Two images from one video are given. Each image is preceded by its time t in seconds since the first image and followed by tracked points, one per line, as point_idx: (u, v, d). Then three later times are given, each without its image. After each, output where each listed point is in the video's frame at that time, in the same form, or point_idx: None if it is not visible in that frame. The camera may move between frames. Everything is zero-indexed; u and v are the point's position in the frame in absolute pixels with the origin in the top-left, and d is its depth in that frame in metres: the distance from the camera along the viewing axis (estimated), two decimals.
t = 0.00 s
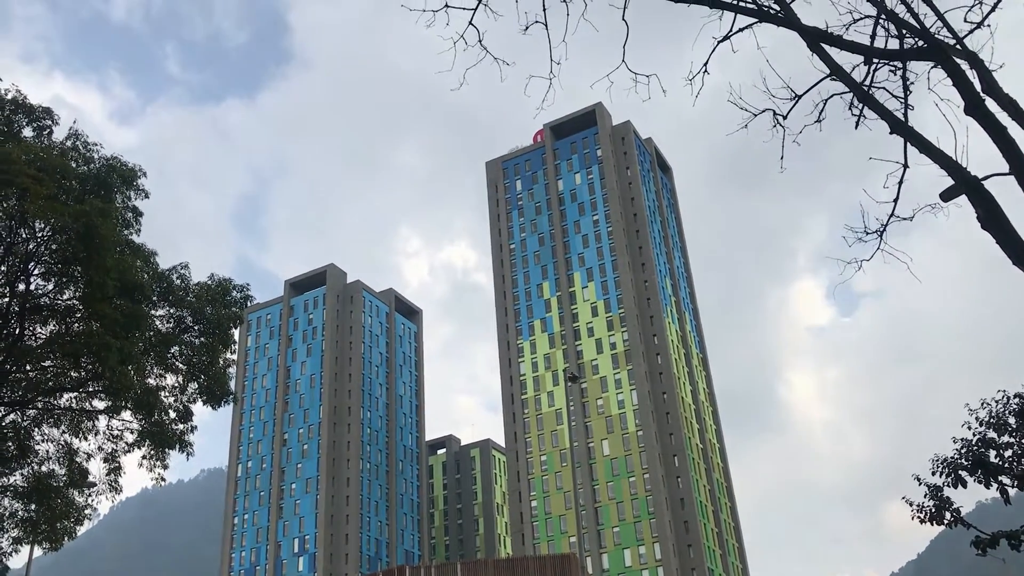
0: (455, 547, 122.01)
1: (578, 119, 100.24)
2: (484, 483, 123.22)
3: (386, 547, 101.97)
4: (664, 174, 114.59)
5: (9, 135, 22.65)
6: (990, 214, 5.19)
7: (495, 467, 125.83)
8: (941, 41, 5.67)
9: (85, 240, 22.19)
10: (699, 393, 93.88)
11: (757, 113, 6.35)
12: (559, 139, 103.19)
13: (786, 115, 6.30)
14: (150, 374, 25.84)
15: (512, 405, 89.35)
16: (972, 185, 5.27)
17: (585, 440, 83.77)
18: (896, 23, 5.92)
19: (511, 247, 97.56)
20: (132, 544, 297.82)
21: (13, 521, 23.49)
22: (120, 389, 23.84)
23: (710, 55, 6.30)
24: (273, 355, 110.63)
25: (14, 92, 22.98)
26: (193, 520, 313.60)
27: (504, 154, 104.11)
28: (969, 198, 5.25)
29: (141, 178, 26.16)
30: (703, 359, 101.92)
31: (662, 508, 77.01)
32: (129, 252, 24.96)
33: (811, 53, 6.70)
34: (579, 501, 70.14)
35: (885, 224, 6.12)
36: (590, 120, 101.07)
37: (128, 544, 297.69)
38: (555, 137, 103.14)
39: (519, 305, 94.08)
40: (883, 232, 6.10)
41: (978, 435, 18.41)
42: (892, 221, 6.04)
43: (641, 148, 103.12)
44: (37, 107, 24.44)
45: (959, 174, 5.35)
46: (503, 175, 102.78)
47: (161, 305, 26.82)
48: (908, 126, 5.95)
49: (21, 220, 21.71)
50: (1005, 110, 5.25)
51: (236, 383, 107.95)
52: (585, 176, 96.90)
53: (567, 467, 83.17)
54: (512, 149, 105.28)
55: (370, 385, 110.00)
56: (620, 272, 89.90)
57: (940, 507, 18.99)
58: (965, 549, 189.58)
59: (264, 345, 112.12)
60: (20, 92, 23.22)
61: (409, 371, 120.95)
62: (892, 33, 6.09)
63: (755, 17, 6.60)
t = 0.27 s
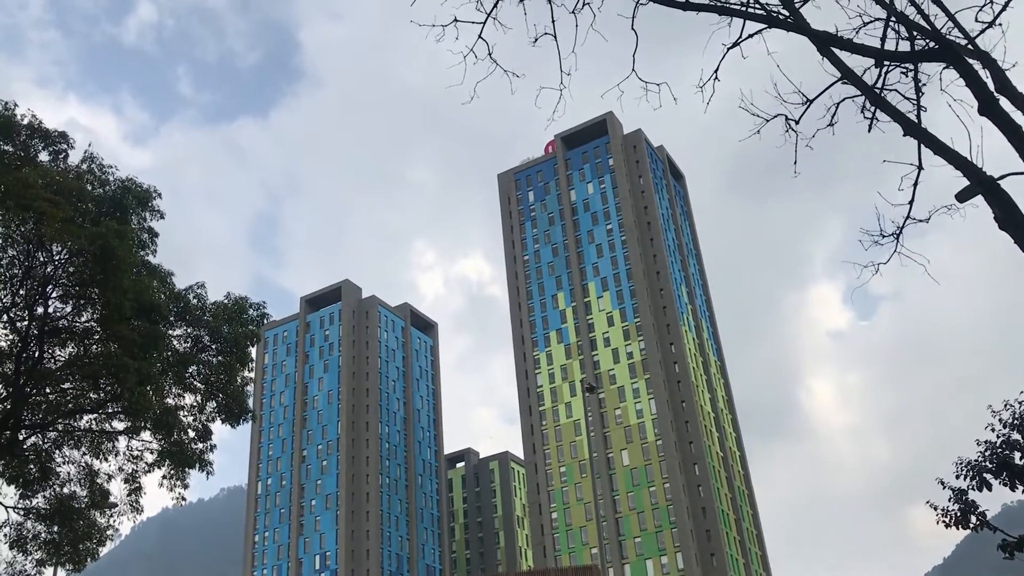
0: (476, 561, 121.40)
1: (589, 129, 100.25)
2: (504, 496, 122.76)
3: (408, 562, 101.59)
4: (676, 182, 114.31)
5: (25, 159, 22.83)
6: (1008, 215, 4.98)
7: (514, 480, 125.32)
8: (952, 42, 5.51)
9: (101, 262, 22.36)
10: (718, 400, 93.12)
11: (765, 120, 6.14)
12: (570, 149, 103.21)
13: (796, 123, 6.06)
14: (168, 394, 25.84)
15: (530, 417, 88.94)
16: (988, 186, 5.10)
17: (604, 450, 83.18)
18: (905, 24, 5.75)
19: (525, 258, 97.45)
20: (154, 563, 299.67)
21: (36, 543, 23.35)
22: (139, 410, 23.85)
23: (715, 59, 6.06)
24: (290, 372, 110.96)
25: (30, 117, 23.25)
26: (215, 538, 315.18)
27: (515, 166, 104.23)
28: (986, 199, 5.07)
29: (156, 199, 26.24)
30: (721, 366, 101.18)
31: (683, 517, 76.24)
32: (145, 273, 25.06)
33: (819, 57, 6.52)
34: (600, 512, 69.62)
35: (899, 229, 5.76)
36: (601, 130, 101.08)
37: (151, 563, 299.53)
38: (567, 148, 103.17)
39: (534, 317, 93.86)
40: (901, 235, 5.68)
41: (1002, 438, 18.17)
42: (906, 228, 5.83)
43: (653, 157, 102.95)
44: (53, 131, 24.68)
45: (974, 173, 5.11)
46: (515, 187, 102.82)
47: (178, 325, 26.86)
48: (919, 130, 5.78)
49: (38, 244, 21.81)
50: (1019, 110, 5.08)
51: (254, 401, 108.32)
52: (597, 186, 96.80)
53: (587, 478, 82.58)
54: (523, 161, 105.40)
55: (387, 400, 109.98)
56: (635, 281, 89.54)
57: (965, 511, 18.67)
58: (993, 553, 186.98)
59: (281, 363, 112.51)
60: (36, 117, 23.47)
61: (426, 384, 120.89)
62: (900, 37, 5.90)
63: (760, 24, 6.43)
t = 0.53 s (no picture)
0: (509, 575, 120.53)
1: (609, 139, 100.01)
2: (535, 509, 121.93)
3: None
4: (699, 189, 113.53)
5: (54, 189, 23.08)
6: None
7: (545, 493, 124.51)
8: (973, 42, 5.70)
9: (132, 287, 22.50)
10: (748, 408, 91.82)
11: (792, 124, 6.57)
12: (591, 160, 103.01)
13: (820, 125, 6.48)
14: (200, 416, 25.88)
15: (559, 429, 88.30)
16: (1015, 183, 5.30)
17: (634, 461, 82.24)
18: (927, 27, 5.97)
19: (549, 270, 97.15)
20: None
21: (74, 567, 23.37)
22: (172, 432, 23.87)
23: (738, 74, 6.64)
24: (319, 391, 111.48)
25: (58, 146, 23.49)
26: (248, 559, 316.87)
27: (537, 179, 104.22)
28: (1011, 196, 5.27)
29: (184, 223, 26.37)
30: (750, 373, 99.87)
31: (716, 526, 75.05)
32: (175, 297, 25.19)
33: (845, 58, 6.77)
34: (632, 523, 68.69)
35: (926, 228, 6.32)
36: (621, 140, 100.82)
37: None
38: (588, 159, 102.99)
39: (560, 328, 93.44)
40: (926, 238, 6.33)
41: None
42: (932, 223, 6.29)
43: (675, 165, 102.40)
44: (81, 159, 24.93)
45: (993, 172, 5.49)
46: (538, 199, 102.73)
47: (209, 346, 26.92)
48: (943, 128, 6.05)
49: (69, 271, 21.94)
50: None
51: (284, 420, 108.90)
52: (620, 195, 96.38)
53: (618, 489, 81.66)
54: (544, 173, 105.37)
55: (416, 416, 109.93)
56: (660, 290, 88.81)
57: (1003, 514, 17.98)
58: None
59: (310, 381, 113.12)
60: (64, 145, 23.72)
61: (454, 399, 120.75)
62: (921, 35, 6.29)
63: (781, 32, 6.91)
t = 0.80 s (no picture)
0: None
1: (636, 151, 99.49)
2: (572, 525, 120.60)
3: None
4: (728, 199, 112.37)
5: (89, 219, 23.29)
6: None
7: (582, 509, 123.16)
8: (1002, 40, 5.36)
9: (167, 314, 22.66)
10: (785, 418, 90.03)
11: (819, 131, 6.55)
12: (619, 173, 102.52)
13: (848, 132, 6.41)
14: (237, 439, 25.82)
15: (594, 444, 87.25)
16: None
17: (672, 475, 80.89)
18: (953, 28, 5.75)
19: (580, 284, 96.56)
20: None
21: None
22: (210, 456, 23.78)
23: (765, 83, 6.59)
24: (354, 411, 111.86)
25: (93, 177, 23.70)
26: None
27: (564, 193, 103.96)
28: None
29: (217, 248, 26.41)
30: (787, 383, 98.03)
31: (757, 539, 73.38)
32: (211, 321, 25.24)
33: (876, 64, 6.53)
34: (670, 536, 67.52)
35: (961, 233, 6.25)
36: (648, 151, 100.21)
37: None
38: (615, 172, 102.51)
39: (592, 343, 92.67)
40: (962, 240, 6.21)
41: None
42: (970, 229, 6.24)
43: (703, 175, 101.46)
44: (115, 190, 25.12)
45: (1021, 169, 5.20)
46: (566, 214, 102.36)
47: (244, 370, 26.93)
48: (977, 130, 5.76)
49: (106, 300, 22.01)
50: None
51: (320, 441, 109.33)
52: (648, 208, 95.66)
53: (656, 503, 80.31)
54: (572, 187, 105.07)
55: (451, 434, 109.61)
56: (693, 301, 87.74)
57: None
58: None
59: (345, 402, 113.57)
60: (98, 176, 23.92)
61: (488, 416, 120.29)
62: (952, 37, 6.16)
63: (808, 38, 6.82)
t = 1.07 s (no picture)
0: None
1: (662, 164, 98.88)
2: (610, 543, 118.93)
3: None
4: (757, 209, 111.10)
5: (122, 250, 23.43)
6: None
7: (620, 526, 121.52)
8: None
9: (201, 340, 22.71)
10: (823, 429, 88.10)
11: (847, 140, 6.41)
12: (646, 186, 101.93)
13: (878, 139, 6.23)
14: (273, 463, 25.71)
15: (629, 461, 86.11)
16: None
17: (709, 489, 79.45)
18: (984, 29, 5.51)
19: (610, 299, 95.84)
20: None
21: None
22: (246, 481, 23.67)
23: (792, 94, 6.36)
24: (387, 432, 111.95)
25: (126, 208, 23.86)
26: None
27: (592, 209, 103.60)
28: None
29: (249, 274, 26.46)
30: (824, 394, 96.06)
31: (797, 553, 71.64)
32: (244, 347, 25.26)
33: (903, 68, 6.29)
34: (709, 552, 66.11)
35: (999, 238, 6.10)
36: (675, 164, 99.55)
37: None
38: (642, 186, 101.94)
39: (624, 358, 91.74)
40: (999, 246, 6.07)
41: None
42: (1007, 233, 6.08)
43: (731, 186, 100.47)
44: (147, 219, 25.26)
45: None
46: (594, 229, 101.93)
47: (278, 394, 26.89)
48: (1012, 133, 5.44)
49: (141, 328, 22.09)
50: None
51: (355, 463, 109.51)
52: (677, 220, 94.86)
53: (694, 519, 78.87)
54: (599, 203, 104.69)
55: (485, 453, 109.05)
56: (724, 313, 86.55)
57: None
58: None
59: (378, 423, 113.71)
60: (131, 206, 24.08)
61: (522, 435, 119.53)
62: (984, 40, 5.94)
63: (834, 48, 6.61)
